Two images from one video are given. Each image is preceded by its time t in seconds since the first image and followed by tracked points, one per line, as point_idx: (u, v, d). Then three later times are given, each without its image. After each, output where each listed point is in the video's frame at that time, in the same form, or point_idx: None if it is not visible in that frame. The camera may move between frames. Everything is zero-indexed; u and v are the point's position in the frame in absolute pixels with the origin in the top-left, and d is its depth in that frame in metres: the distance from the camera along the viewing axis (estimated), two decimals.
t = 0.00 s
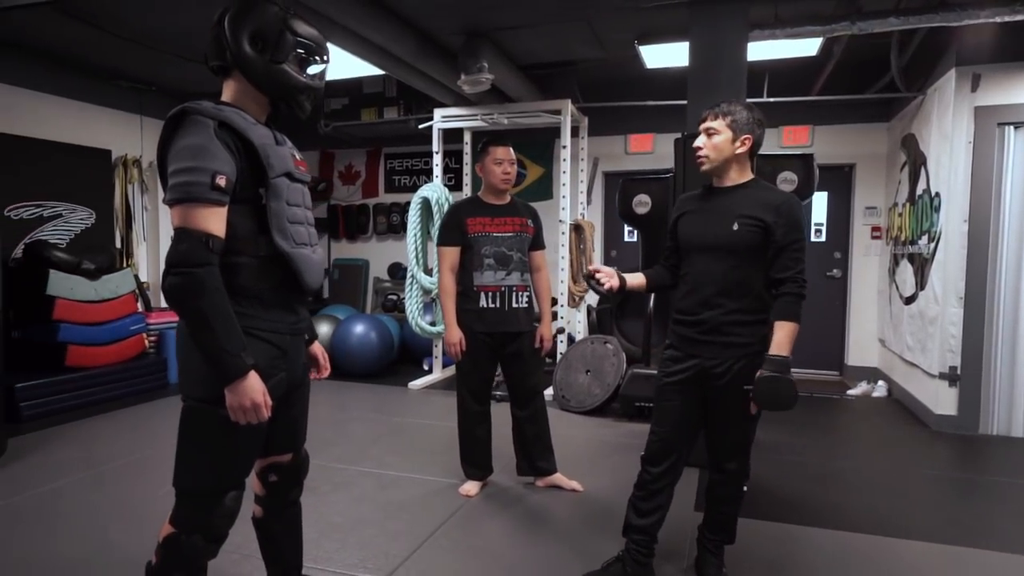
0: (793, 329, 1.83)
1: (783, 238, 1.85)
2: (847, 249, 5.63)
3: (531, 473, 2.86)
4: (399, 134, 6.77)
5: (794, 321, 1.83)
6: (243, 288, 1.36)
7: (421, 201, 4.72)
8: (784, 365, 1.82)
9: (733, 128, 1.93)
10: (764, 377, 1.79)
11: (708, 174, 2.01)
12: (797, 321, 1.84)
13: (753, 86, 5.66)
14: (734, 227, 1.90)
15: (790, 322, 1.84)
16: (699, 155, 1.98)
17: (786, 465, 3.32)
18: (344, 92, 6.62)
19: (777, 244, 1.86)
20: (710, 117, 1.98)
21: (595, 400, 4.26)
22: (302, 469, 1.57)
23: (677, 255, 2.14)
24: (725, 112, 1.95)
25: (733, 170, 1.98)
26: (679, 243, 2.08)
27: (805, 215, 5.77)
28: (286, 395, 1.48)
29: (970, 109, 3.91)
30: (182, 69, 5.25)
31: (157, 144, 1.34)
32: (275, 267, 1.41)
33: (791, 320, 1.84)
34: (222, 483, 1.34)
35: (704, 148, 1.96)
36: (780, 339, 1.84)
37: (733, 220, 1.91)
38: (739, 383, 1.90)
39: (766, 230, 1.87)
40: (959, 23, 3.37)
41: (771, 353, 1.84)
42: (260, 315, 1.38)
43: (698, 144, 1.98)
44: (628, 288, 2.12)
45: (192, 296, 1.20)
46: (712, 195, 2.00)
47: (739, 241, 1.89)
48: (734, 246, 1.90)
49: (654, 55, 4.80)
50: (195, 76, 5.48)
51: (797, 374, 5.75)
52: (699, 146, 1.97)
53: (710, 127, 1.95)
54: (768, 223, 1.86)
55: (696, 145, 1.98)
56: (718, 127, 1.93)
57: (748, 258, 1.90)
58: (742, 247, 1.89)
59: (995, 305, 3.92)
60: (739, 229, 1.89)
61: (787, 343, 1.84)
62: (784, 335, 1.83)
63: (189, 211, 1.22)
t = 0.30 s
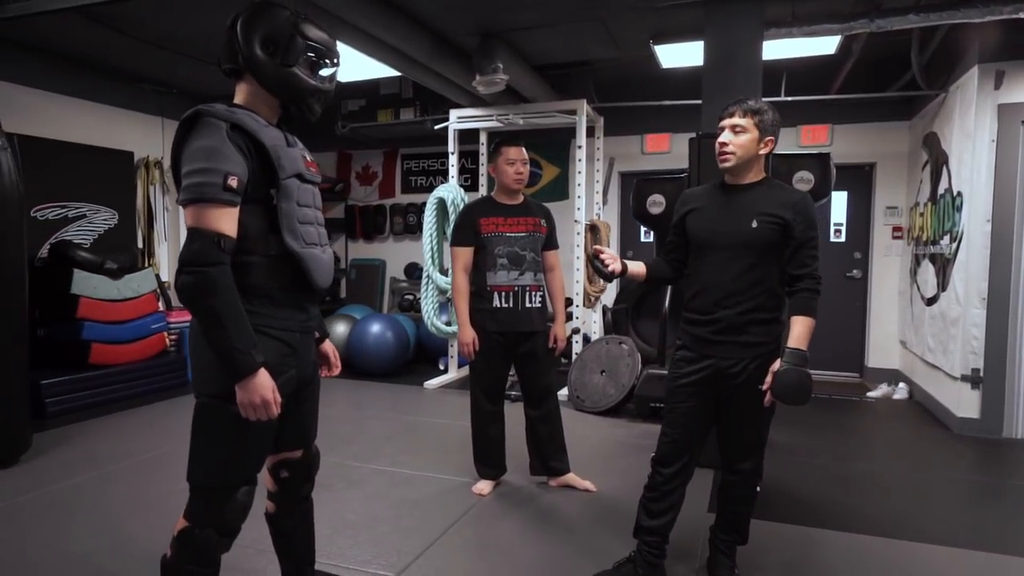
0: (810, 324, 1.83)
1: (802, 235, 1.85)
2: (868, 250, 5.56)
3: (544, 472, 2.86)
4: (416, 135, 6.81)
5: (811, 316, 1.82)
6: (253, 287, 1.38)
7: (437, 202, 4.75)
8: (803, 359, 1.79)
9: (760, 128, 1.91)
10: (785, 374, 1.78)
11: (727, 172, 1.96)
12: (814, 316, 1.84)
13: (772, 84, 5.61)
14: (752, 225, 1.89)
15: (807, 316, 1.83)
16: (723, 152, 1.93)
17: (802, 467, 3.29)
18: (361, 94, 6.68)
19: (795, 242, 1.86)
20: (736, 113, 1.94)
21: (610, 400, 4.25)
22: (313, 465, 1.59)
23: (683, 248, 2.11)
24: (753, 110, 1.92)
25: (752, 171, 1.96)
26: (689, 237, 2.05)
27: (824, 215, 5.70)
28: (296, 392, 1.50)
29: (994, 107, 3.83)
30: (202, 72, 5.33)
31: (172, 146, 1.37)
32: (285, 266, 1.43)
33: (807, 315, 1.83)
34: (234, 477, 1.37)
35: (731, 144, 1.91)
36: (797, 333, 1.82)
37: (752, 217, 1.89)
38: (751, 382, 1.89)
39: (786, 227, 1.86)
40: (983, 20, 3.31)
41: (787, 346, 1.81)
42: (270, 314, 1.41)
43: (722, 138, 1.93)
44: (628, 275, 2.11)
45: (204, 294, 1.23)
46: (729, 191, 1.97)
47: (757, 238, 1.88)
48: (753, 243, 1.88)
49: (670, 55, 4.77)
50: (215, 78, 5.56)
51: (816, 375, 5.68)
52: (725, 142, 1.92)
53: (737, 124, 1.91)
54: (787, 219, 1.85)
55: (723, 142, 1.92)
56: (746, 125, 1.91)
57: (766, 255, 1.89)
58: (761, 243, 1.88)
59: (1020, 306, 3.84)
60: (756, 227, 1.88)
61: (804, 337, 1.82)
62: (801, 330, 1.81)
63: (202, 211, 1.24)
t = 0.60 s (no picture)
0: (820, 326, 1.84)
1: (815, 235, 1.85)
2: (886, 250, 5.49)
3: (556, 472, 2.87)
4: (430, 135, 6.84)
5: (821, 318, 1.83)
6: (265, 285, 1.41)
7: (451, 202, 4.77)
8: (812, 362, 1.81)
9: (780, 129, 1.92)
10: (792, 373, 1.78)
11: (744, 170, 1.95)
12: (824, 318, 1.85)
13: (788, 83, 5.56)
14: (766, 222, 1.88)
15: (816, 318, 1.84)
16: (744, 149, 1.91)
17: (818, 469, 3.26)
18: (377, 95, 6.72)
19: (809, 240, 1.86)
20: (758, 112, 1.93)
21: (623, 401, 4.23)
22: (324, 462, 1.61)
23: (691, 244, 2.09)
24: (776, 110, 1.92)
25: (768, 170, 1.95)
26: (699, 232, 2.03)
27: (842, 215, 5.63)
28: (306, 389, 1.52)
29: (1016, 104, 3.77)
30: (220, 73, 5.39)
31: (186, 146, 1.39)
32: (296, 265, 1.45)
33: (816, 316, 1.84)
34: (247, 472, 1.39)
35: (753, 142, 1.90)
36: (806, 336, 1.84)
37: (766, 215, 1.88)
38: (760, 382, 1.88)
39: (800, 226, 1.86)
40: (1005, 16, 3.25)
41: (797, 349, 1.83)
42: (281, 311, 1.43)
43: (743, 135, 1.92)
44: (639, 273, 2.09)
45: (216, 292, 1.25)
46: (746, 187, 1.95)
47: (772, 236, 1.87)
48: (766, 241, 1.87)
49: (685, 54, 4.75)
50: (232, 80, 5.63)
51: (833, 377, 5.62)
52: (747, 140, 1.91)
53: (760, 123, 1.91)
54: (802, 218, 1.85)
55: (744, 139, 1.91)
56: (768, 124, 1.90)
57: (779, 253, 1.88)
58: (775, 242, 1.87)
59: None
60: (771, 224, 1.87)
61: (813, 340, 1.83)
62: (812, 332, 1.83)
63: (215, 211, 1.26)
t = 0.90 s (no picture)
0: (833, 326, 1.83)
1: (825, 235, 1.84)
2: (902, 250, 5.43)
3: (567, 471, 2.87)
4: (443, 135, 6.87)
5: (835, 318, 1.83)
6: (277, 284, 1.43)
7: (463, 202, 4.79)
8: (826, 363, 1.80)
9: (790, 128, 1.91)
10: (806, 374, 1.78)
11: (756, 171, 1.94)
12: (837, 318, 1.84)
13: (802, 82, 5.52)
14: (775, 222, 1.87)
15: (829, 318, 1.84)
16: (753, 149, 1.91)
17: (831, 470, 3.23)
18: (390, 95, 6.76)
19: (818, 240, 1.85)
20: (767, 111, 1.93)
21: (635, 401, 4.23)
22: (335, 459, 1.63)
23: (701, 243, 2.08)
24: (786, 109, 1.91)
25: (779, 169, 1.94)
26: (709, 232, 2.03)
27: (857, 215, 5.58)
28: (317, 386, 1.54)
29: None
30: (235, 74, 5.45)
31: (200, 146, 1.41)
32: (307, 264, 1.47)
33: (830, 316, 1.84)
34: (260, 467, 1.41)
35: (762, 142, 1.89)
36: (820, 336, 1.83)
37: (775, 214, 1.87)
38: (769, 382, 1.88)
39: (809, 226, 1.85)
40: None
41: (811, 349, 1.82)
42: (292, 309, 1.45)
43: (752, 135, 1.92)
44: (646, 266, 2.10)
45: (228, 291, 1.27)
46: (756, 186, 1.95)
47: (781, 235, 1.86)
48: (775, 240, 1.87)
49: (697, 53, 4.73)
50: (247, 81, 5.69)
51: (847, 378, 5.57)
52: (755, 140, 1.90)
53: (768, 122, 1.90)
54: (811, 218, 1.84)
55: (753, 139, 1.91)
56: (777, 124, 1.90)
57: (788, 253, 1.87)
58: (784, 241, 1.86)
59: None
60: (780, 224, 1.86)
61: (827, 340, 1.82)
62: (825, 331, 1.82)
63: (228, 210, 1.29)
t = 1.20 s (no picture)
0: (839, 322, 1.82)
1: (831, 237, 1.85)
2: (913, 250, 5.38)
3: (575, 469, 2.88)
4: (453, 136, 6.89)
5: (842, 315, 1.81)
6: (286, 282, 1.45)
7: (473, 202, 4.80)
8: (827, 355, 1.78)
9: (808, 140, 1.86)
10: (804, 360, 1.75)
11: (767, 180, 1.94)
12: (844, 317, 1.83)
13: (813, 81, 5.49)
14: (781, 224, 1.88)
15: (837, 315, 1.82)
16: (769, 166, 1.88)
17: (840, 470, 3.22)
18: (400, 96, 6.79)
19: (824, 241, 1.85)
20: (791, 125, 1.82)
21: (644, 400, 4.22)
22: (344, 455, 1.65)
23: (708, 244, 2.09)
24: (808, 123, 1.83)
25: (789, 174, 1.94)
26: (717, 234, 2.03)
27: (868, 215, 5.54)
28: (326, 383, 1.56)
29: None
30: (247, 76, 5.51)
31: (211, 146, 1.44)
32: (316, 263, 1.49)
33: (836, 314, 1.83)
34: (270, 463, 1.44)
35: (780, 161, 1.86)
36: (825, 329, 1.81)
37: (779, 217, 1.88)
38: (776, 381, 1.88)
39: (816, 228, 1.86)
40: None
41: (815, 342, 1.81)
42: (301, 307, 1.47)
43: (772, 155, 1.86)
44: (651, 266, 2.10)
45: (238, 289, 1.30)
46: (763, 189, 1.95)
47: (787, 237, 1.87)
48: (782, 243, 1.87)
49: (707, 52, 4.72)
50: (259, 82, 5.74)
51: (858, 378, 5.54)
52: (774, 159, 1.86)
53: (789, 142, 1.84)
54: (817, 222, 1.85)
55: (771, 158, 1.86)
56: (798, 142, 1.84)
57: (795, 254, 1.88)
58: (790, 244, 1.87)
59: None
60: (786, 226, 1.87)
61: (832, 334, 1.81)
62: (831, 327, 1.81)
63: (238, 210, 1.31)
